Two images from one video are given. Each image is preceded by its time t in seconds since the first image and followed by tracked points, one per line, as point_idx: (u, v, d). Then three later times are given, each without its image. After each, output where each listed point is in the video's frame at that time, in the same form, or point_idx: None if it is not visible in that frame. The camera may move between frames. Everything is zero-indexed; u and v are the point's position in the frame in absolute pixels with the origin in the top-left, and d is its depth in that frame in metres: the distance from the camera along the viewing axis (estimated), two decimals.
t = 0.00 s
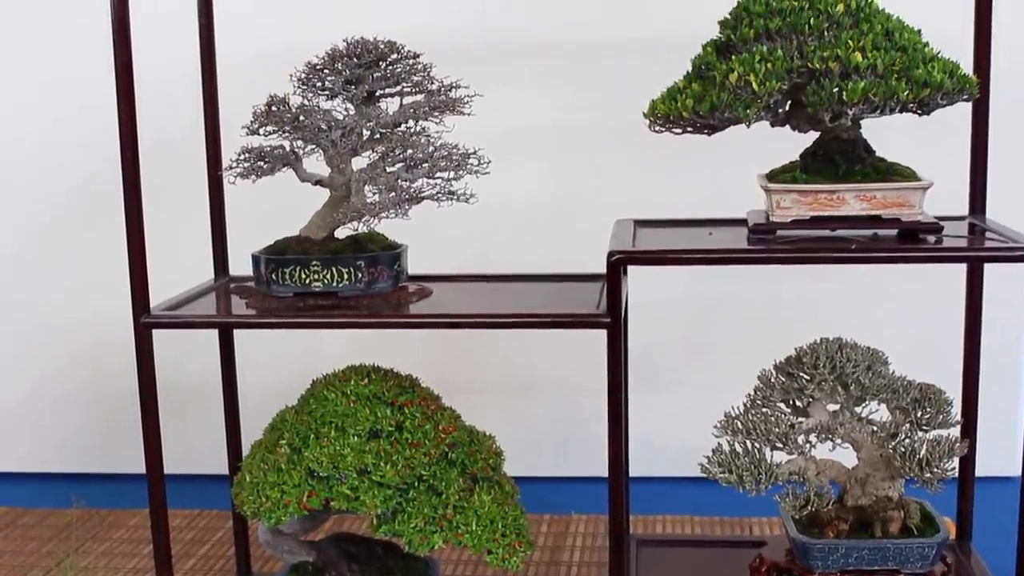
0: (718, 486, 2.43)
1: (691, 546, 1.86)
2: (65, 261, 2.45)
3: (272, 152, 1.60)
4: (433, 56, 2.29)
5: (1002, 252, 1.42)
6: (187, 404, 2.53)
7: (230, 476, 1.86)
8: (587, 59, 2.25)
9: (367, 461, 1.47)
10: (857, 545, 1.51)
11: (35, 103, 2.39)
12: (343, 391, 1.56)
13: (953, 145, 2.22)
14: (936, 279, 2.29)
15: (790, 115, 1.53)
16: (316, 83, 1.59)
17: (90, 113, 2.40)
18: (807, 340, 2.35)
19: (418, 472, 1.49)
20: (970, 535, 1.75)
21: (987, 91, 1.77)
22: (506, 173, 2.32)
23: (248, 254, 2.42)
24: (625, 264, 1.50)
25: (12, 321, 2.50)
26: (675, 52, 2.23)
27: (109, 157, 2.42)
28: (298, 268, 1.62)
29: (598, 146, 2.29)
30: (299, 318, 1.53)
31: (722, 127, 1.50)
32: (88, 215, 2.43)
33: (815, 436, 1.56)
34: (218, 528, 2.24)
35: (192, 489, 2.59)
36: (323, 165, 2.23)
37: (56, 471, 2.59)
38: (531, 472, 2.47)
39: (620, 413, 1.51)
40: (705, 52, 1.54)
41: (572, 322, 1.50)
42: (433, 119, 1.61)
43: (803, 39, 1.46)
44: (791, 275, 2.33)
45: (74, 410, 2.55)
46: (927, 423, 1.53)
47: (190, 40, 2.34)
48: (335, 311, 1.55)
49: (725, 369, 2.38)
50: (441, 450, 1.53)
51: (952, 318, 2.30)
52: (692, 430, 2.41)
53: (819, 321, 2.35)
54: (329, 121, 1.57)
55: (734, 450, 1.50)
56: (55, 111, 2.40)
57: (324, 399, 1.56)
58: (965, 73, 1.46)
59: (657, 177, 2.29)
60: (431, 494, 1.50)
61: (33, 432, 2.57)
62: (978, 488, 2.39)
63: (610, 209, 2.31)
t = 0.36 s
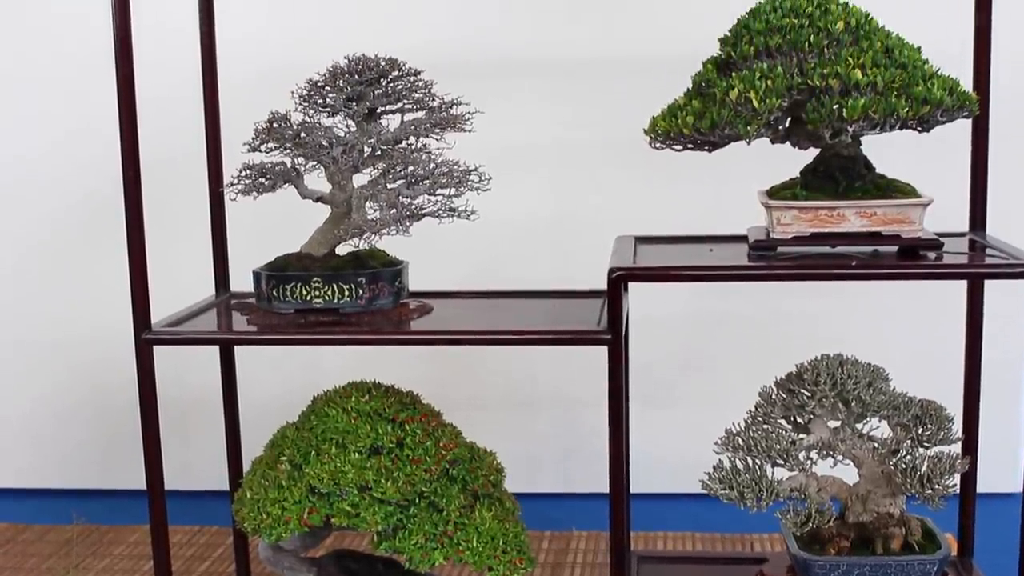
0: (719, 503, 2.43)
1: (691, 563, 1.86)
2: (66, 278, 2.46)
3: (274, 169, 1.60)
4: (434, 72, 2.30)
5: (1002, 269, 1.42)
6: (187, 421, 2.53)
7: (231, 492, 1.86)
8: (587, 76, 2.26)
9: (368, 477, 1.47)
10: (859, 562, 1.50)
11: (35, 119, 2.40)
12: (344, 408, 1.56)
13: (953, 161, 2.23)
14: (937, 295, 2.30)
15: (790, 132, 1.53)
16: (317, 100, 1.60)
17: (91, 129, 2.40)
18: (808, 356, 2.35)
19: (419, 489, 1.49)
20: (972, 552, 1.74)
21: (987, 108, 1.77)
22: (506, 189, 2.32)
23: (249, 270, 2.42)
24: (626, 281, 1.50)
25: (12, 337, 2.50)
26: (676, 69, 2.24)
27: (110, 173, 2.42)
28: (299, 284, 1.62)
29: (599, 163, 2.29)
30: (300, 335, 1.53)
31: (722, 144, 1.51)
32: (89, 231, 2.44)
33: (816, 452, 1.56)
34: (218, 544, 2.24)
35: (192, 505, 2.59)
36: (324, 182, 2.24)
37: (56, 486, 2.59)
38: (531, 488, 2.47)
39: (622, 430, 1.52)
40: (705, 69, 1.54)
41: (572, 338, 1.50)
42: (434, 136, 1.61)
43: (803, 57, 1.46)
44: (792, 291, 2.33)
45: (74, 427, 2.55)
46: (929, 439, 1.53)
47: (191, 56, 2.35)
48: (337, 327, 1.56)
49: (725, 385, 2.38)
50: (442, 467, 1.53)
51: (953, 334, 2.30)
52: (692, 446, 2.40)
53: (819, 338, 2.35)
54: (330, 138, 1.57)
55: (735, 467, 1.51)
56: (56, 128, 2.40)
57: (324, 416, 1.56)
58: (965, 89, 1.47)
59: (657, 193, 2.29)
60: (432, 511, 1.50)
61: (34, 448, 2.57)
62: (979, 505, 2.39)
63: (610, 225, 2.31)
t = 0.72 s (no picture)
0: (720, 520, 2.43)
1: None
2: (67, 294, 2.46)
3: (275, 186, 1.60)
4: (434, 89, 2.30)
5: (1002, 285, 1.42)
6: (188, 437, 2.53)
7: (232, 509, 1.86)
8: (588, 92, 2.26)
9: (369, 494, 1.47)
10: None
11: (37, 135, 2.40)
12: (344, 424, 1.55)
13: (952, 177, 2.23)
14: (937, 311, 2.30)
15: (790, 149, 1.53)
16: (318, 117, 1.60)
17: (92, 145, 2.41)
18: (809, 372, 2.35)
19: (420, 505, 1.49)
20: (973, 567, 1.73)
21: (987, 125, 1.78)
22: (507, 206, 2.32)
23: (250, 286, 2.43)
24: (627, 298, 1.50)
25: (12, 353, 2.50)
26: (676, 86, 2.24)
27: (110, 189, 2.42)
28: (299, 300, 1.63)
29: (600, 179, 2.29)
30: (300, 352, 1.53)
31: (723, 161, 1.51)
32: (90, 247, 2.44)
33: (817, 469, 1.56)
34: (218, 561, 2.23)
35: (192, 521, 2.58)
36: (325, 198, 2.24)
37: (56, 503, 2.58)
38: (532, 504, 2.47)
39: (624, 446, 1.52)
40: (705, 86, 1.54)
41: (573, 354, 1.50)
42: (435, 153, 1.62)
43: (803, 74, 1.47)
44: (793, 307, 2.33)
45: (74, 443, 2.55)
46: (929, 455, 1.53)
47: (193, 73, 2.35)
48: (337, 344, 1.56)
49: (725, 401, 2.38)
50: (443, 483, 1.52)
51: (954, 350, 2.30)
52: (694, 463, 2.40)
53: (821, 354, 2.35)
54: (331, 154, 1.58)
55: (736, 484, 1.51)
56: (58, 144, 2.41)
57: (326, 432, 1.56)
58: (964, 106, 1.47)
59: (657, 209, 2.29)
60: (432, 527, 1.50)
61: (34, 463, 2.56)
62: (981, 521, 2.39)
63: (610, 242, 2.31)
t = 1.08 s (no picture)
0: (721, 536, 2.43)
1: None
2: (67, 309, 2.46)
3: (277, 202, 1.61)
4: (435, 105, 2.31)
5: (1003, 301, 1.42)
6: (188, 452, 2.53)
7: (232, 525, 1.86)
8: (589, 108, 2.27)
9: (369, 510, 1.47)
10: None
11: (38, 151, 2.41)
12: (346, 440, 1.55)
13: (953, 193, 2.23)
14: (938, 327, 2.30)
15: (790, 165, 1.54)
16: (320, 133, 1.61)
17: (93, 161, 2.41)
18: (809, 388, 2.35)
19: (421, 521, 1.49)
20: None
21: (987, 141, 1.78)
22: (507, 221, 2.33)
23: (251, 302, 2.43)
24: (628, 314, 1.50)
25: (13, 368, 2.50)
26: (676, 102, 2.25)
27: (112, 204, 2.43)
28: (300, 316, 1.63)
29: (600, 195, 2.30)
30: (302, 367, 1.53)
31: (724, 177, 1.51)
32: (91, 262, 2.44)
33: (819, 484, 1.56)
34: None
35: (192, 536, 2.58)
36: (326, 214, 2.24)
37: (56, 518, 2.58)
38: (533, 521, 2.46)
39: (625, 461, 1.52)
40: (705, 102, 1.55)
41: (574, 370, 1.50)
42: (436, 169, 1.62)
43: (804, 90, 1.47)
44: (793, 323, 2.33)
45: (75, 458, 2.55)
46: (931, 471, 1.53)
47: (195, 89, 2.36)
48: (338, 360, 1.56)
49: (726, 416, 2.38)
50: (444, 499, 1.52)
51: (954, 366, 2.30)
52: (695, 478, 2.40)
53: (821, 370, 2.35)
54: (333, 171, 1.58)
55: (737, 500, 1.51)
56: (59, 160, 2.41)
57: (327, 448, 1.56)
58: (965, 122, 1.47)
59: (658, 225, 2.30)
60: (433, 544, 1.50)
61: (34, 479, 2.56)
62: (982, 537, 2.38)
63: (611, 257, 2.31)
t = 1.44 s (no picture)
0: (723, 551, 2.42)
1: None
2: (68, 324, 2.46)
3: (278, 218, 1.61)
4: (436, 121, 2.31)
5: (1005, 316, 1.42)
6: (189, 468, 2.53)
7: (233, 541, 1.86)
8: (590, 123, 2.27)
9: (370, 525, 1.48)
10: None
11: (40, 167, 2.41)
12: (346, 456, 1.55)
13: (954, 210, 2.23)
14: (939, 343, 2.30)
15: (791, 181, 1.54)
16: (321, 149, 1.61)
17: (95, 177, 2.41)
18: (810, 404, 2.35)
19: (422, 537, 1.49)
20: None
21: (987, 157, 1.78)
22: (508, 237, 2.33)
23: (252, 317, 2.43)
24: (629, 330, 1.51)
25: (14, 384, 2.50)
26: (677, 119, 2.25)
27: (114, 219, 2.43)
28: (301, 331, 1.63)
29: (601, 211, 2.30)
30: (303, 382, 1.54)
31: (725, 193, 1.52)
32: (93, 277, 2.45)
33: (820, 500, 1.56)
34: None
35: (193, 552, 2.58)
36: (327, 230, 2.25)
37: (57, 533, 2.58)
38: (534, 536, 2.46)
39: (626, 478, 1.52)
40: (706, 117, 1.56)
41: (575, 387, 1.50)
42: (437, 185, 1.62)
43: (804, 106, 1.48)
44: (795, 338, 2.33)
45: (75, 473, 2.55)
46: (932, 487, 1.53)
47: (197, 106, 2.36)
48: (339, 376, 1.56)
49: (727, 431, 2.38)
50: (445, 515, 1.52)
51: (955, 382, 2.30)
52: (696, 494, 2.40)
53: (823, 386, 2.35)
54: (334, 187, 1.58)
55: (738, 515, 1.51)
56: (60, 176, 2.41)
57: (327, 464, 1.55)
58: (965, 139, 1.48)
59: (659, 241, 2.30)
60: (434, 559, 1.50)
61: (34, 494, 2.56)
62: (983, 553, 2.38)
63: (612, 272, 2.31)
